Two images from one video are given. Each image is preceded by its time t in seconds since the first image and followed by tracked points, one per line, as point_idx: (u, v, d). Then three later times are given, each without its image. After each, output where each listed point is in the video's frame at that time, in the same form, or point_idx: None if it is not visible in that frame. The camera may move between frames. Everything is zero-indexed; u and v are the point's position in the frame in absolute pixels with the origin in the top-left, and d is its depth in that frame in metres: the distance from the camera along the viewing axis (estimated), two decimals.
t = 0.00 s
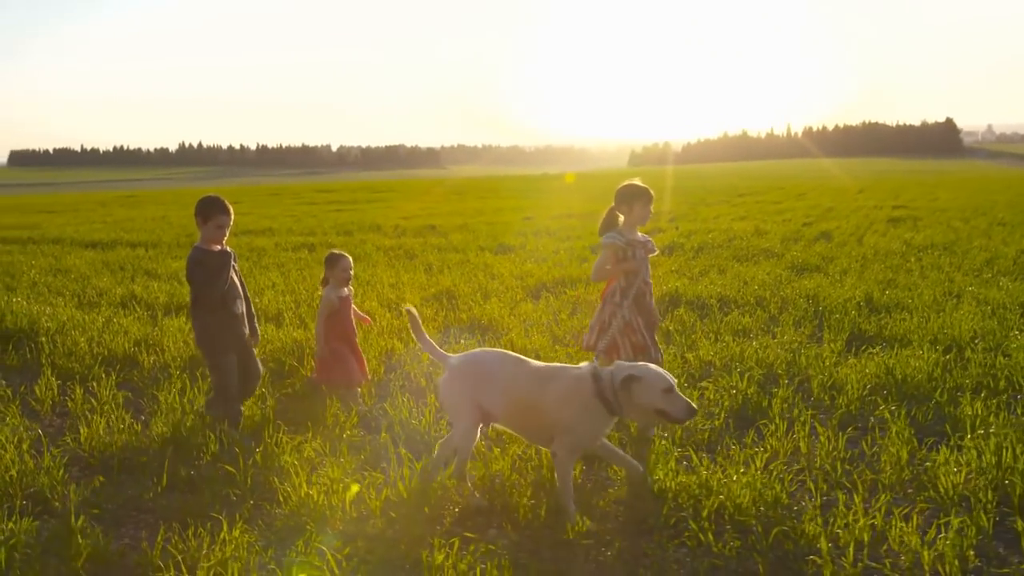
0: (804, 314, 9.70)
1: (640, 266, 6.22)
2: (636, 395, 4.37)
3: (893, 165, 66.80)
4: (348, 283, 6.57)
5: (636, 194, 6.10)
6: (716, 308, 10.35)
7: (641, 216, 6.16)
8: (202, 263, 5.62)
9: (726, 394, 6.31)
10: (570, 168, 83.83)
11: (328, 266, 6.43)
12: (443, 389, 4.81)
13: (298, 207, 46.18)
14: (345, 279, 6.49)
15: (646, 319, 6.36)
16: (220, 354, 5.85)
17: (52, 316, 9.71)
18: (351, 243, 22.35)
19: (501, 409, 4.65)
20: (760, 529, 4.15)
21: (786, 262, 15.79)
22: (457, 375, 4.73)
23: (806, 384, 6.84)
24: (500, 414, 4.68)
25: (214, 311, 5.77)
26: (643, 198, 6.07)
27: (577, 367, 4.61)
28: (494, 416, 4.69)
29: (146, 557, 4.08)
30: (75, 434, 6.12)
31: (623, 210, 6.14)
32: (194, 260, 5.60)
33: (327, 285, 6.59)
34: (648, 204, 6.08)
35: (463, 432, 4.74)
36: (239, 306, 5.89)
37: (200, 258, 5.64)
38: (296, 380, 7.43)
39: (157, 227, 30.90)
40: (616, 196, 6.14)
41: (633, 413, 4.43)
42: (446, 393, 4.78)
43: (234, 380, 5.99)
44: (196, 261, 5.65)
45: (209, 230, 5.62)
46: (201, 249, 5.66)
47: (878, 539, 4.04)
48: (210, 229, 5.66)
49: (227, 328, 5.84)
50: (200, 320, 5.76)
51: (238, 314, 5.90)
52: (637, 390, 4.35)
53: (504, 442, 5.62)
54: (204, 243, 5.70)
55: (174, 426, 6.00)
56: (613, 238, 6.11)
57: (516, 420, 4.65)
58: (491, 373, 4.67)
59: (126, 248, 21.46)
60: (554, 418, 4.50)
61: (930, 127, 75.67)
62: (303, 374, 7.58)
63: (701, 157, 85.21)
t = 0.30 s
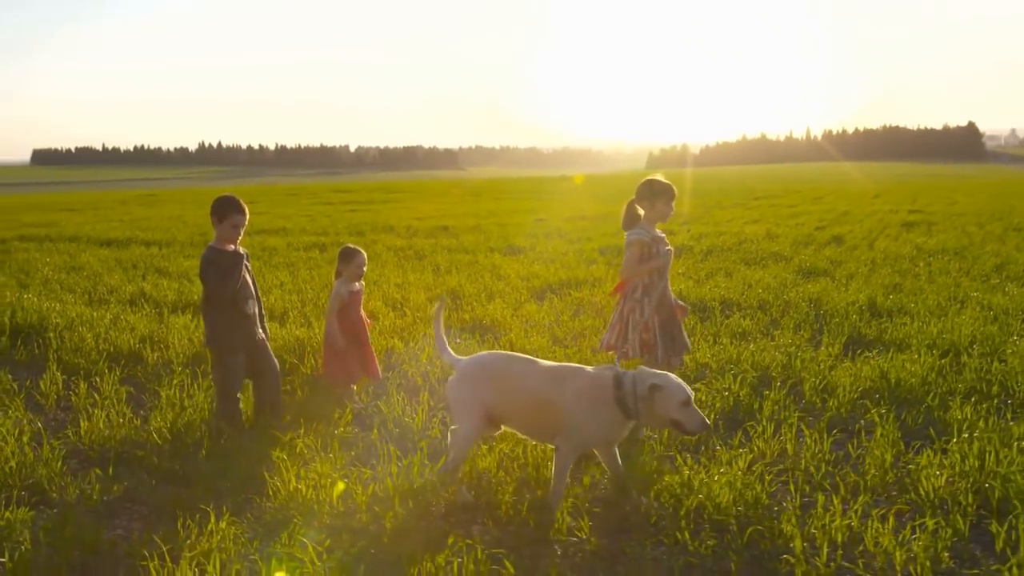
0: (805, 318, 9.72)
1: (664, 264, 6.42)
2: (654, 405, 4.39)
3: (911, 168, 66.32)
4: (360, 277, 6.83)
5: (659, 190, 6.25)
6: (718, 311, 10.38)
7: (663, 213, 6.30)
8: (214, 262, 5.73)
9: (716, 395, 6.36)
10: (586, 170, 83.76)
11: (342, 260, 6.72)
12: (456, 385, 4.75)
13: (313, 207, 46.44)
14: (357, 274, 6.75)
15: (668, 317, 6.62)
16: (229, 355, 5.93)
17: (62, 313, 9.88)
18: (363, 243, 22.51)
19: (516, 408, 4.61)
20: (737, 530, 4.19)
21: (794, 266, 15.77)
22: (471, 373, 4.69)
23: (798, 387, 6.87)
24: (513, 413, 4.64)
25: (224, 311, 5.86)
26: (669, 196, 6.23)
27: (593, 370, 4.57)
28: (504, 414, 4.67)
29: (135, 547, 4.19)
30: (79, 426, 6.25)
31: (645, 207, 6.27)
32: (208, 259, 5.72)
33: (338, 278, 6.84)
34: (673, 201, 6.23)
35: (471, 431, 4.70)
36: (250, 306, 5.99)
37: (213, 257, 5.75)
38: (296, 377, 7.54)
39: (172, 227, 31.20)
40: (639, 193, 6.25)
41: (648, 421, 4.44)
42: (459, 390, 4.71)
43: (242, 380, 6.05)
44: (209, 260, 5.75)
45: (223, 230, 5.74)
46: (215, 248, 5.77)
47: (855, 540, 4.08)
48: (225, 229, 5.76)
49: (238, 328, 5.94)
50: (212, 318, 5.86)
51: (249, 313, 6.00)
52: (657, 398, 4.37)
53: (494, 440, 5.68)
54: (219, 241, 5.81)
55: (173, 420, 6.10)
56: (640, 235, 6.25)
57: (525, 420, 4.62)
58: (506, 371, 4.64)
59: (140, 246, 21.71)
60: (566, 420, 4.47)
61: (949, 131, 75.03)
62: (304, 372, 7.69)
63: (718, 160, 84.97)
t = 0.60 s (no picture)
0: (803, 323, 9.73)
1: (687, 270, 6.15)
2: (675, 402, 4.57)
3: (929, 175, 65.81)
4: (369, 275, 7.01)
5: (681, 194, 6.10)
6: (718, 314, 10.40)
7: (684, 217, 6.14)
8: (228, 262, 5.90)
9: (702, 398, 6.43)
10: (601, 173, 83.64)
11: (353, 259, 6.90)
12: (470, 392, 4.77)
13: (327, 206, 46.68)
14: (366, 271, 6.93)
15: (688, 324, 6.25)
16: (236, 353, 6.06)
17: (68, 306, 10.04)
18: (372, 242, 22.65)
19: (539, 409, 4.74)
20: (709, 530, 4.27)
21: (799, 271, 15.74)
22: (490, 379, 4.74)
23: (787, 391, 6.93)
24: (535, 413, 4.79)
25: (235, 311, 5.99)
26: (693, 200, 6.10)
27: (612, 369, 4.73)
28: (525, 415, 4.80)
29: (123, 534, 4.29)
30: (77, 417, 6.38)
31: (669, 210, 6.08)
32: (223, 260, 5.89)
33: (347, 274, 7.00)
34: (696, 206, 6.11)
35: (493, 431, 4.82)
36: (264, 307, 6.10)
37: (229, 257, 5.92)
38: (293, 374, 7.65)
39: (186, 224, 31.47)
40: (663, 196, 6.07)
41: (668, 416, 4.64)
42: (475, 396, 4.75)
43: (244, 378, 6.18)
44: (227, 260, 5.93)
45: (242, 230, 5.92)
46: (232, 248, 5.94)
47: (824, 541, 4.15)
48: (243, 230, 5.92)
49: (248, 327, 6.05)
50: (224, 316, 6.00)
51: (263, 315, 6.12)
52: (678, 395, 4.56)
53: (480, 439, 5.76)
54: (237, 241, 5.98)
55: (168, 412, 6.21)
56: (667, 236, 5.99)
57: (547, 420, 4.76)
58: (525, 375, 4.74)
59: (153, 243, 21.94)
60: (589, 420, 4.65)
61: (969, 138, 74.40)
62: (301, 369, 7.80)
63: (734, 165, 84.65)
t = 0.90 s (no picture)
0: (795, 329, 9.78)
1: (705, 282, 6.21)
2: (688, 396, 4.57)
3: (938, 183, 65.60)
4: (374, 278, 7.00)
5: (695, 203, 6.20)
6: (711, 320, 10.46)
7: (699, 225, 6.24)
8: (239, 259, 5.95)
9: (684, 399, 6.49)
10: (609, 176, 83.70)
11: (359, 261, 6.89)
12: (482, 393, 4.76)
13: (333, 205, 46.88)
14: (372, 274, 6.92)
15: (705, 332, 6.32)
16: (246, 349, 6.10)
17: (67, 299, 10.15)
18: (375, 241, 22.78)
19: (553, 409, 4.74)
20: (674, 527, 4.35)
21: (797, 277, 15.78)
22: (503, 380, 4.74)
23: (770, 395, 6.99)
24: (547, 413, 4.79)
25: (245, 306, 6.03)
26: (706, 205, 6.21)
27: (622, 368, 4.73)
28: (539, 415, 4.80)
29: (104, 521, 4.39)
30: (69, 407, 6.48)
31: (686, 221, 6.19)
32: (234, 257, 5.92)
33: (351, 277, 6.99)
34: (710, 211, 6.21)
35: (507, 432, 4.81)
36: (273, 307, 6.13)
37: (241, 253, 5.98)
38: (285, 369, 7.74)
39: (191, 220, 31.63)
40: (678, 206, 6.18)
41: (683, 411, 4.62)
42: (488, 398, 4.74)
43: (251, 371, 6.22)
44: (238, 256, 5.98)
45: (251, 228, 5.96)
46: (244, 246, 5.99)
47: (787, 544, 4.23)
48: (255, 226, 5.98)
49: (259, 322, 6.08)
50: (235, 313, 6.03)
51: (272, 314, 6.14)
52: (691, 389, 4.55)
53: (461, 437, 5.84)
54: (249, 238, 6.03)
55: (157, 404, 6.31)
56: (685, 248, 6.08)
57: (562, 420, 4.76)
58: (534, 373, 4.72)
59: (157, 238, 22.10)
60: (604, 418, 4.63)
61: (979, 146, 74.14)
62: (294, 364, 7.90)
63: (742, 170, 84.58)
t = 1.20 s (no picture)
0: (780, 332, 9.85)
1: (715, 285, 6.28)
2: (695, 383, 4.58)
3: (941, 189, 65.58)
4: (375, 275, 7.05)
5: (706, 206, 6.22)
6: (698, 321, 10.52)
7: (712, 228, 6.27)
8: (246, 253, 5.96)
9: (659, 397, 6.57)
10: (612, 178, 83.74)
11: (360, 259, 6.89)
12: (498, 403, 4.80)
13: (335, 202, 47.02)
14: (373, 272, 6.88)
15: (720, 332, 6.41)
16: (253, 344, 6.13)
17: (60, 291, 10.26)
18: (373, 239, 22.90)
19: (567, 417, 4.75)
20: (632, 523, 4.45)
21: (790, 281, 15.85)
22: (515, 390, 4.76)
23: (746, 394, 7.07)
24: (561, 420, 4.79)
25: (250, 300, 6.03)
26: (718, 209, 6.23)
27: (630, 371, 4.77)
28: (552, 422, 4.82)
29: (78, 506, 4.47)
30: (53, 396, 6.58)
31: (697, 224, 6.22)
32: (239, 251, 5.94)
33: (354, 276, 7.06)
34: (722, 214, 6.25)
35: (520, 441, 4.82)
36: (278, 299, 6.14)
37: (247, 246, 5.98)
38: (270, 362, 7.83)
39: (192, 215, 31.79)
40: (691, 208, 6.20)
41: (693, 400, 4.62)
42: (503, 407, 4.78)
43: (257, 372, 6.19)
44: (243, 251, 5.97)
45: (259, 220, 5.92)
46: (251, 239, 5.99)
47: (745, 541, 4.33)
48: (261, 217, 5.97)
49: (262, 317, 6.08)
50: (241, 307, 6.02)
51: (279, 307, 6.15)
52: (698, 378, 4.56)
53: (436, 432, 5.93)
54: (255, 230, 6.02)
55: (139, 395, 6.40)
56: (695, 251, 6.18)
57: (576, 427, 4.77)
58: (545, 380, 4.75)
59: (155, 232, 22.24)
60: (617, 420, 4.65)
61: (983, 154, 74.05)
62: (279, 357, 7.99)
63: (746, 174, 84.57)
